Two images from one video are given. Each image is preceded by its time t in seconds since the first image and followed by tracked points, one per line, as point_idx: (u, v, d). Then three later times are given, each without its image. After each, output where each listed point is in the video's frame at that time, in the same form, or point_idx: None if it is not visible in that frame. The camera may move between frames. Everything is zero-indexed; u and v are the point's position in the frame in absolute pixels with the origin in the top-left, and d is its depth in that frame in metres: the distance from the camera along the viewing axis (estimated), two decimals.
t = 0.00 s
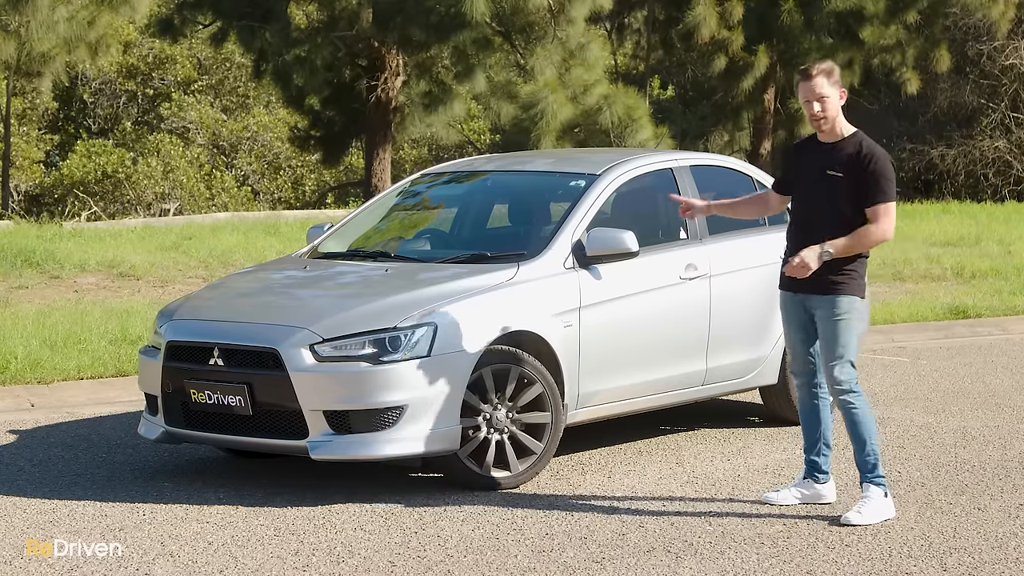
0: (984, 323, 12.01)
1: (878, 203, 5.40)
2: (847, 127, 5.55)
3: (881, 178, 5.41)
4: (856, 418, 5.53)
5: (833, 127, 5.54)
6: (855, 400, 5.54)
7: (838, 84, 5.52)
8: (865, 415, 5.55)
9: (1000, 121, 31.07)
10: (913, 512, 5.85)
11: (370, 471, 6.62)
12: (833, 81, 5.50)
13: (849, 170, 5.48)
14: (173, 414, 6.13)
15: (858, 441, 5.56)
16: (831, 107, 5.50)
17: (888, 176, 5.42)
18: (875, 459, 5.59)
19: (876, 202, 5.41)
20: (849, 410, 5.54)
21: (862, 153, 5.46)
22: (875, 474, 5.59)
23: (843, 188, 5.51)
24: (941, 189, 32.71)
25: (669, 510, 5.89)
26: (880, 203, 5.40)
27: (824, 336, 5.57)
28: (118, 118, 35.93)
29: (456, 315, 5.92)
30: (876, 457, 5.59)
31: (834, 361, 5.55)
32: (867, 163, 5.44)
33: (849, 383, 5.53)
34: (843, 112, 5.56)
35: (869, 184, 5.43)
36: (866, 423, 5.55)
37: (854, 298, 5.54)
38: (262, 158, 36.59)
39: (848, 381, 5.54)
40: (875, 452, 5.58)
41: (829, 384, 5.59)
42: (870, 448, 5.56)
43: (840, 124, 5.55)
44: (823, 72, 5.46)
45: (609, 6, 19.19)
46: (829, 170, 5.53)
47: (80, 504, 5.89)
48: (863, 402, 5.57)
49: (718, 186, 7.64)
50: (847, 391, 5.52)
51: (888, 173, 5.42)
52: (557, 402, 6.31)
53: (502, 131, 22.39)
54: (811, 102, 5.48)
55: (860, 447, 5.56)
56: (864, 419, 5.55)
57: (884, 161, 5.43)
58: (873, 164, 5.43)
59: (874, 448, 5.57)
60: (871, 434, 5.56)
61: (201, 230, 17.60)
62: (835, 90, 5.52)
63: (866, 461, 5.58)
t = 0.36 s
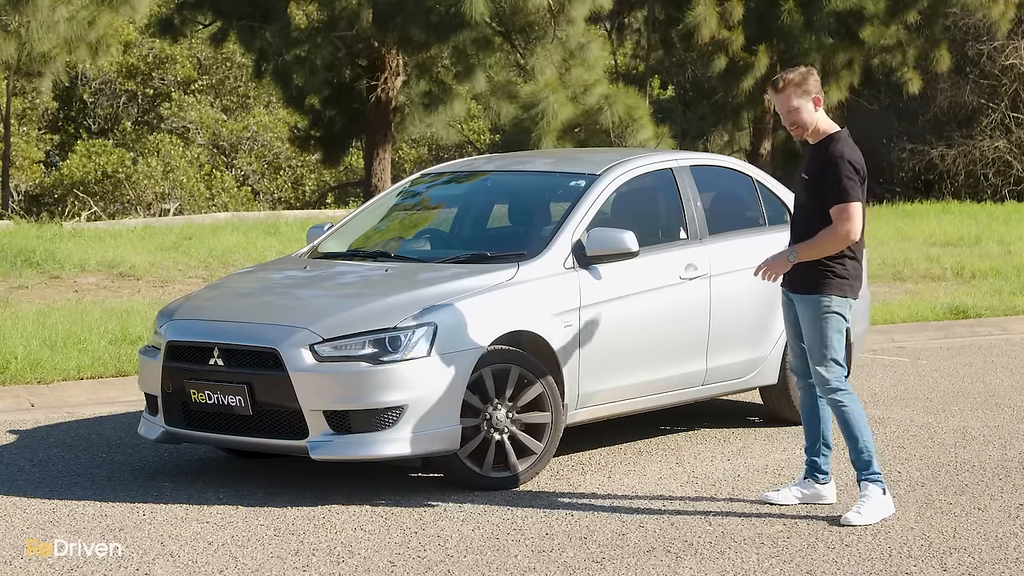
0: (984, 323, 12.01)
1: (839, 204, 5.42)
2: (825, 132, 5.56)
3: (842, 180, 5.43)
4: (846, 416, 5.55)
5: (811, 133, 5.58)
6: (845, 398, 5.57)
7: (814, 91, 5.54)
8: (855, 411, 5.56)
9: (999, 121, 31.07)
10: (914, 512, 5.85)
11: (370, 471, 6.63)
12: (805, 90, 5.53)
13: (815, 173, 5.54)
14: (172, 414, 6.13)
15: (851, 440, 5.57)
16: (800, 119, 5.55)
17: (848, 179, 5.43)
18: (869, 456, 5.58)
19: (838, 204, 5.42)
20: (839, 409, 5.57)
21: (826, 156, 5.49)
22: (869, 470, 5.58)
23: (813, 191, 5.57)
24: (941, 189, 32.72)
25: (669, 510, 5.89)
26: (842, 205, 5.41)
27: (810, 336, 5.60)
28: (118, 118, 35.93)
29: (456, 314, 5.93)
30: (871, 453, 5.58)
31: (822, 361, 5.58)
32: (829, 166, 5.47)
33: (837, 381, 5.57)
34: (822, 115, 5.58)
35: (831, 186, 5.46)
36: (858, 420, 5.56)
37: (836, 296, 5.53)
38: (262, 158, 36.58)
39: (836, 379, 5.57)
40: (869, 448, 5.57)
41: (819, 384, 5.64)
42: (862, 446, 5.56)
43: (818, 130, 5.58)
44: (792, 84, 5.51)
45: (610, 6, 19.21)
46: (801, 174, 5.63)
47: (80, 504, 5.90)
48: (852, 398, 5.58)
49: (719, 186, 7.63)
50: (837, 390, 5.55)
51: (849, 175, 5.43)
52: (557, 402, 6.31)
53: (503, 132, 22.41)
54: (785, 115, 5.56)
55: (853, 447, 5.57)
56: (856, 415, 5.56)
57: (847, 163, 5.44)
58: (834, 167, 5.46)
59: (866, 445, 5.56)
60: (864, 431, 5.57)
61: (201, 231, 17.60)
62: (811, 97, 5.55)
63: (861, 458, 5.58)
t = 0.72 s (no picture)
0: (984, 323, 12.00)
1: (835, 201, 5.43)
2: (813, 131, 5.58)
3: (838, 177, 5.43)
4: (838, 414, 5.56)
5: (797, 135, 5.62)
6: (836, 396, 5.58)
7: (795, 93, 5.59)
8: (847, 409, 5.57)
9: (999, 121, 31.07)
10: (914, 512, 5.85)
11: (370, 471, 6.63)
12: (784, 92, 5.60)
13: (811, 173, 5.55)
14: (173, 414, 6.13)
15: (843, 437, 5.58)
16: (776, 119, 5.66)
17: (843, 177, 5.43)
18: (862, 452, 5.59)
19: (834, 202, 5.42)
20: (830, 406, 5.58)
21: (821, 155, 5.50)
22: (862, 466, 5.58)
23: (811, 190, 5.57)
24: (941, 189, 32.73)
25: (669, 510, 5.89)
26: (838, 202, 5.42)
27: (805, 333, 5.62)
28: (118, 118, 35.91)
29: (456, 314, 5.93)
30: (863, 451, 5.59)
31: (815, 359, 5.60)
32: (825, 164, 5.48)
33: (828, 379, 5.58)
34: (809, 116, 5.60)
35: (826, 182, 5.47)
36: (850, 417, 5.57)
37: (835, 295, 5.54)
38: (262, 158, 36.59)
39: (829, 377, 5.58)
40: (861, 445, 5.59)
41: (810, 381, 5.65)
42: (855, 443, 5.57)
43: (802, 130, 5.60)
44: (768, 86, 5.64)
45: (610, 6, 19.23)
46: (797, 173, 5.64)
47: (79, 504, 5.89)
48: (845, 396, 5.59)
49: (718, 186, 7.63)
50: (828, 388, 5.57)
51: (846, 174, 5.43)
52: (557, 402, 6.30)
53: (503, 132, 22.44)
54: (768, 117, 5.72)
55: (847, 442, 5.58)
56: (848, 413, 5.56)
57: (841, 162, 5.45)
58: (829, 164, 5.46)
59: (858, 441, 5.57)
60: (855, 429, 5.57)
61: (201, 230, 17.59)
62: (790, 99, 5.61)
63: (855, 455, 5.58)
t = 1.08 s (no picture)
0: (983, 323, 12.01)
1: (856, 188, 5.42)
2: (816, 127, 5.59)
3: (855, 166, 5.44)
4: (847, 417, 5.52)
5: (798, 130, 5.62)
6: (849, 399, 5.53)
7: (795, 89, 5.59)
8: (858, 413, 5.53)
9: (999, 121, 31.06)
10: (913, 512, 5.85)
11: (370, 471, 6.63)
12: (785, 88, 5.60)
13: (821, 165, 5.54)
14: (172, 414, 6.13)
15: (849, 440, 5.54)
16: (776, 117, 5.64)
17: (859, 164, 5.44)
18: (861, 458, 5.53)
19: (853, 189, 5.43)
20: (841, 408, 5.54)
21: (832, 146, 5.50)
22: (859, 473, 5.54)
23: (822, 184, 5.55)
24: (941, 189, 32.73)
25: (668, 511, 5.89)
26: (859, 189, 5.42)
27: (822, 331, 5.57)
28: (118, 118, 35.89)
29: (455, 313, 5.93)
30: (864, 457, 5.54)
31: (831, 358, 5.54)
32: (838, 154, 5.48)
33: (843, 381, 5.53)
34: (808, 112, 5.61)
35: (843, 172, 5.46)
36: (858, 424, 5.53)
37: (852, 294, 5.51)
38: (261, 158, 36.61)
39: (843, 379, 5.54)
40: (863, 451, 5.54)
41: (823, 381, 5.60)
42: (859, 448, 5.52)
43: (804, 126, 5.61)
44: (769, 83, 5.63)
45: (609, 6, 19.24)
46: (803, 170, 5.62)
47: (79, 504, 5.89)
48: (857, 400, 5.55)
49: (718, 186, 7.64)
50: (841, 389, 5.52)
51: (862, 162, 5.45)
52: (557, 402, 6.30)
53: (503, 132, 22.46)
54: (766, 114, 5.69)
55: (849, 447, 5.54)
56: (857, 419, 5.53)
57: (855, 150, 5.46)
58: (842, 154, 5.47)
59: (862, 447, 5.52)
60: (863, 435, 5.53)
61: (201, 230, 17.60)
62: (791, 95, 5.60)
63: (854, 462, 5.55)
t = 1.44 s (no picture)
0: (983, 323, 12.01)
1: (865, 196, 5.37)
2: (838, 131, 5.51)
3: (866, 177, 5.38)
4: (852, 423, 5.49)
5: (820, 131, 5.55)
6: (855, 405, 5.50)
7: (823, 90, 5.50)
8: (863, 419, 5.51)
9: (999, 121, 31.07)
10: (913, 512, 5.85)
11: (370, 471, 6.63)
12: (813, 88, 5.51)
13: (836, 169, 5.49)
14: (172, 414, 6.13)
15: (851, 445, 5.52)
16: (800, 116, 5.58)
17: (872, 173, 5.38)
18: (864, 463, 5.53)
19: (862, 199, 5.37)
20: (845, 412, 5.51)
21: (848, 154, 5.44)
22: (860, 478, 5.54)
23: (835, 187, 5.52)
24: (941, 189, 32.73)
25: (667, 510, 5.90)
26: (868, 198, 5.36)
27: (828, 335, 5.54)
28: (118, 118, 35.89)
29: (456, 313, 5.93)
30: (866, 463, 5.53)
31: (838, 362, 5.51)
32: (851, 162, 5.42)
33: (851, 386, 5.50)
34: (835, 114, 5.52)
35: (853, 180, 5.41)
36: (862, 429, 5.50)
37: (856, 295, 5.46)
38: (261, 158, 36.63)
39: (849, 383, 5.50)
40: (865, 457, 5.52)
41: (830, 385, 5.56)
42: (861, 455, 5.51)
43: (827, 128, 5.53)
44: (797, 82, 5.55)
45: (609, 6, 19.23)
46: (820, 170, 5.58)
47: (79, 504, 5.89)
48: (863, 406, 5.53)
49: (718, 186, 7.64)
50: (848, 393, 5.49)
51: (874, 172, 5.38)
52: (557, 402, 6.32)
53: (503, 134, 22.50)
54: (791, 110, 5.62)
55: (852, 451, 5.51)
56: (862, 424, 5.50)
57: (870, 159, 5.39)
58: (857, 161, 5.41)
59: (864, 454, 5.51)
60: (865, 441, 5.51)
61: (200, 230, 17.61)
62: (817, 96, 5.52)
63: (856, 466, 5.53)
